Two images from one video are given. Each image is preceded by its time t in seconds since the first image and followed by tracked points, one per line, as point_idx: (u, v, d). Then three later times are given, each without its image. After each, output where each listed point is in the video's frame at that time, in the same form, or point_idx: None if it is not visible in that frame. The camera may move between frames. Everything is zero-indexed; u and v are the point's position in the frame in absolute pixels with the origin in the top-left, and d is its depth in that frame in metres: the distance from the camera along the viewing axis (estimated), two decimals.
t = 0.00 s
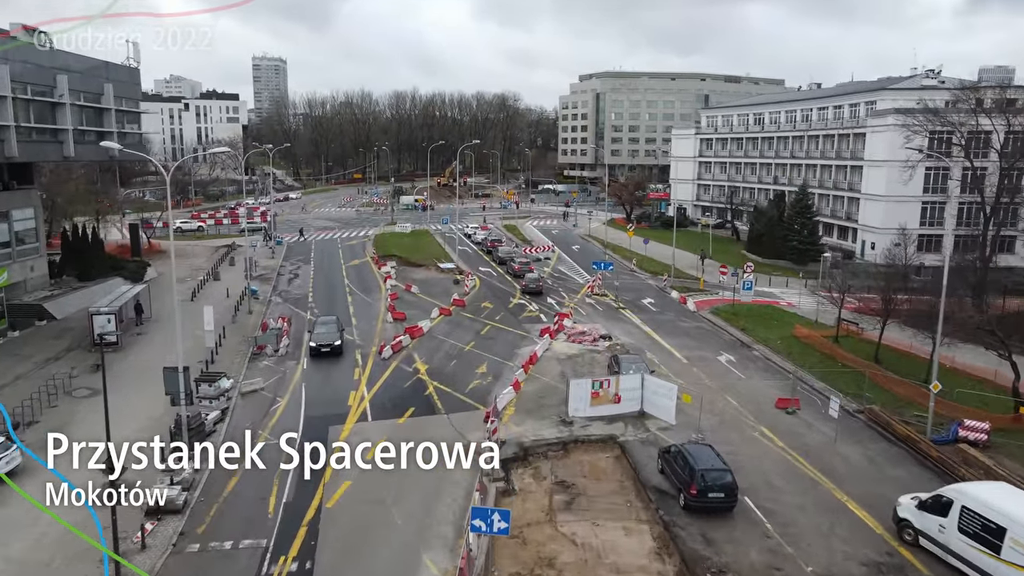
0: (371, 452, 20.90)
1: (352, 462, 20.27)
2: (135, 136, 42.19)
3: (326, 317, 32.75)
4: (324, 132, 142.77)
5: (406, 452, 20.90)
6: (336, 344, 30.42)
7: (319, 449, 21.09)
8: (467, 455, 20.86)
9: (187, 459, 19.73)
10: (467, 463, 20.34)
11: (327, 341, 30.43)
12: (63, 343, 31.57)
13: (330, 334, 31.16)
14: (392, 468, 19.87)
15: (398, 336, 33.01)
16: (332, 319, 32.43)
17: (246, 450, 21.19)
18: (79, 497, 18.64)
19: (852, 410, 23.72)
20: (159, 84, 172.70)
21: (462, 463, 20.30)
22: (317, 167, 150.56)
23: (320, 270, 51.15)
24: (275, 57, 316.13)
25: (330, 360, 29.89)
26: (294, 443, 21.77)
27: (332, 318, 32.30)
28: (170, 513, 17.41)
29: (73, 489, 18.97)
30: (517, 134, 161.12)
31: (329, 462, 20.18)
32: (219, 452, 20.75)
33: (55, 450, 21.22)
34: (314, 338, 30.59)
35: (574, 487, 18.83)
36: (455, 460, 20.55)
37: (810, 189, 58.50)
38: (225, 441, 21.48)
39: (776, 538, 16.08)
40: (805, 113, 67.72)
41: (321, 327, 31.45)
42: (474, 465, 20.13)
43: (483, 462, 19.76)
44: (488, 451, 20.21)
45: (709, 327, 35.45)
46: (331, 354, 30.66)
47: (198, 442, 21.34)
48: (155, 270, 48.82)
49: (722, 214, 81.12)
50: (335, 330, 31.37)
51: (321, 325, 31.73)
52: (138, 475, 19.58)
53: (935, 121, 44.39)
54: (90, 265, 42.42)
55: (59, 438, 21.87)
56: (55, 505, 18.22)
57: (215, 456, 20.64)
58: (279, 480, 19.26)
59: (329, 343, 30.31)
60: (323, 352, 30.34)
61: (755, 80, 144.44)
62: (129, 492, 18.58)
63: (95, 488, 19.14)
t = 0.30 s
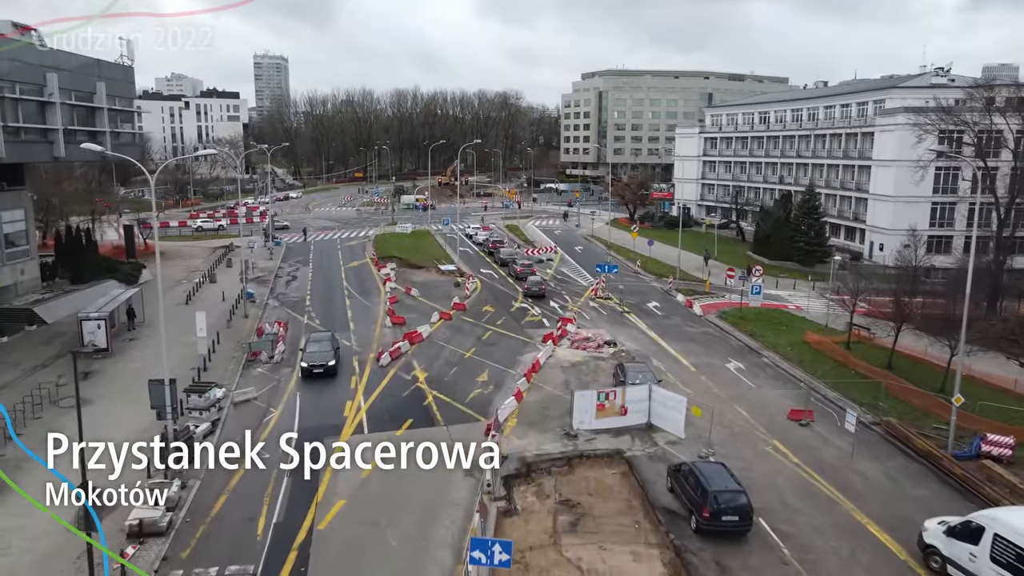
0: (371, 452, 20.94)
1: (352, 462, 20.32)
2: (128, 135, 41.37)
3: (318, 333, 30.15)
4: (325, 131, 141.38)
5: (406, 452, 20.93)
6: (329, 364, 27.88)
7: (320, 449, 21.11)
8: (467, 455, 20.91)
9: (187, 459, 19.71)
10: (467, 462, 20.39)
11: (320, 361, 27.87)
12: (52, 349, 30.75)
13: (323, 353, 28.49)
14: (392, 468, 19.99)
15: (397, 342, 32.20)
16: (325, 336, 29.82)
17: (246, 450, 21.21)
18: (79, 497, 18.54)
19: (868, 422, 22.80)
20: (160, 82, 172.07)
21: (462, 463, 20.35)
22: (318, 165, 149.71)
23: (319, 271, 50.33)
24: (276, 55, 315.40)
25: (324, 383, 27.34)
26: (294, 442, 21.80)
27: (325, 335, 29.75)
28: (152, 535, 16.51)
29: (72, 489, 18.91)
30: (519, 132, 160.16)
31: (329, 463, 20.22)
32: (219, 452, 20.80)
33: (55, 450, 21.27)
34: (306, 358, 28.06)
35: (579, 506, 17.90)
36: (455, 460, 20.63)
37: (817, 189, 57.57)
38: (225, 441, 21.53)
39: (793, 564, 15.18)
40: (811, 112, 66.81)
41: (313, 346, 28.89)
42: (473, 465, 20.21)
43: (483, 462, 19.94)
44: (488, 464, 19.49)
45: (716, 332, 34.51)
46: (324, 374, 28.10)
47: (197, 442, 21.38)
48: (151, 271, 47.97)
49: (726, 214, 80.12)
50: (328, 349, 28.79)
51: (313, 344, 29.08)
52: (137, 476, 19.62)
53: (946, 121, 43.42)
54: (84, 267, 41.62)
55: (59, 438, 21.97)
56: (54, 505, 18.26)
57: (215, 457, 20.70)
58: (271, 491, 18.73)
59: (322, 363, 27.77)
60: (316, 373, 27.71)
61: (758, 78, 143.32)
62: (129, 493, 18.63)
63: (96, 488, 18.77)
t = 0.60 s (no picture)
0: (371, 452, 21.01)
1: (352, 462, 20.39)
2: (122, 135, 40.51)
3: (312, 352, 27.37)
4: (326, 130, 141.00)
5: (406, 452, 20.95)
6: (322, 388, 25.15)
7: (320, 449, 21.16)
8: (467, 455, 20.83)
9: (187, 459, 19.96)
10: (467, 462, 20.34)
11: (311, 384, 25.14)
12: (42, 356, 29.92)
13: (315, 375, 25.75)
14: (391, 468, 20.04)
15: (396, 348, 31.36)
16: (319, 355, 27.07)
17: (246, 450, 21.30)
18: (79, 497, 18.61)
19: (885, 436, 21.86)
20: (161, 80, 171.22)
21: (462, 463, 20.30)
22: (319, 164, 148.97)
23: (318, 273, 49.47)
24: (278, 53, 314.70)
25: (315, 409, 24.66)
26: (294, 442, 21.81)
27: (318, 355, 26.99)
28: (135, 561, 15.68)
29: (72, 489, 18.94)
30: (522, 131, 159.14)
31: (328, 463, 20.26)
32: (218, 452, 20.90)
33: (54, 450, 21.37)
34: (296, 381, 25.33)
35: (585, 528, 16.95)
36: (455, 460, 20.53)
37: (825, 190, 56.61)
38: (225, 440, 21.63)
39: None
40: (818, 111, 65.92)
41: (304, 367, 26.21)
42: (474, 465, 20.23)
43: (483, 462, 20.10)
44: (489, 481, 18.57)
45: (724, 338, 33.59)
46: (316, 400, 25.38)
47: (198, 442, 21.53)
48: (146, 273, 47.13)
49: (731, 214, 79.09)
50: (321, 370, 26.03)
51: (304, 365, 26.32)
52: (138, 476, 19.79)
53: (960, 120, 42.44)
54: (78, 269, 40.83)
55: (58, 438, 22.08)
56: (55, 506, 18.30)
57: (215, 457, 20.78)
58: (262, 510, 17.96)
59: (313, 387, 25.03)
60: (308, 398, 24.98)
61: (763, 76, 142.26)
62: (129, 493, 18.79)
63: (95, 488, 18.99)
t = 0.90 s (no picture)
0: (370, 452, 21.21)
1: (351, 461, 20.55)
2: (116, 135, 39.68)
3: (302, 376, 24.59)
4: (327, 128, 140.23)
5: (406, 452, 21.16)
6: (312, 419, 22.44)
7: (319, 449, 21.30)
8: (467, 455, 20.97)
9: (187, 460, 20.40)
10: (467, 462, 20.48)
11: (301, 414, 22.48)
12: (31, 363, 29.08)
13: (305, 403, 23.03)
14: (392, 468, 20.19)
15: (395, 355, 30.52)
16: (310, 380, 24.33)
17: (246, 450, 21.41)
18: (79, 497, 18.63)
19: (906, 451, 20.95)
20: (162, 79, 170.68)
21: (462, 463, 20.41)
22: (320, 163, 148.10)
23: (317, 276, 48.65)
24: (279, 51, 314.08)
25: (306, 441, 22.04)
26: (295, 442, 21.91)
27: (309, 379, 24.28)
28: None
29: (72, 489, 18.91)
30: (524, 129, 158.22)
31: (328, 463, 20.40)
32: (219, 452, 21.02)
33: (54, 450, 21.45)
34: (285, 410, 22.65)
35: (594, 553, 16.03)
36: (455, 461, 20.65)
37: (832, 190, 55.68)
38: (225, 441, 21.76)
39: None
40: (825, 110, 65.05)
41: (294, 393, 23.53)
42: (474, 465, 20.40)
43: (483, 462, 20.43)
44: (492, 501, 17.70)
45: (733, 344, 32.65)
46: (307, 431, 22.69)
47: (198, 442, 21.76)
48: (142, 276, 46.29)
49: (737, 214, 78.07)
50: (312, 398, 23.29)
51: (293, 392, 23.59)
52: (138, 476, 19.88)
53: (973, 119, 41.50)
54: (72, 272, 40.03)
55: (58, 438, 22.14)
56: (54, 505, 18.20)
57: (215, 457, 20.88)
58: (252, 533, 17.05)
59: (303, 418, 22.36)
60: (297, 430, 22.29)
61: (767, 74, 141.14)
62: (128, 492, 18.72)
63: (95, 488, 19.05)
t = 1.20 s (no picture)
0: (371, 452, 21.40)
1: (351, 462, 20.76)
2: (110, 136, 38.88)
3: (291, 405, 22.22)
4: (328, 127, 139.38)
5: (406, 453, 21.35)
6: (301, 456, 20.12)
7: (320, 450, 21.49)
8: (467, 455, 21.17)
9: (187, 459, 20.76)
10: (467, 462, 20.70)
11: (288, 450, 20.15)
12: (20, 371, 28.30)
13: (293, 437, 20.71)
14: (392, 468, 20.41)
15: (395, 363, 29.64)
16: (299, 410, 21.87)
17: (246, 450, 21.69)
18: (79, 497, 18.96)
19: (928, 468, 20.03)
20: (163, 77, 169.86)
21: (462, 463, 20.60)
22: (321, 162, 147.22)
23: (316, 278, 47.81)
24: (281, 51, 313.23)
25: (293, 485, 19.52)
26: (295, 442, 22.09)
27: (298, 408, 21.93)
28: None
29: (73, 488, 19.26)
30: (527, 128, 157.18)
31: (329, 463, 20.59)
32: (219, 452, 21.35)
33: (55, 450, 21.74)
34: (270, 445, 20.35)
35: None
36: (455, 460, 20.85)
37: (841, 191, 54.75)
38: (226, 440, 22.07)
39: None
40: (833, 109, 64.14)
41: (281, 425, 21.19)
42: (474, 465, 20.61)
43: (483, 461, 20.67)
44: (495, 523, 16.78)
45: (742, 351, 31.73)
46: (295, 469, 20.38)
47: (198, 442, 22.07)
48: (138, 279, 45.48)
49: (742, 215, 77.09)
50: (301, 430, 20.97)
51: (280, 424, 21.22)
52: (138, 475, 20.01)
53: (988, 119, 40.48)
54: (66, 275, 39.26)
55: (59, 438, 22.43)
56: (54, 505, 18.51)
57: (216, 458, 21.19)
58: (242, 558, 16.12)
59: (290, 455, 20.04)
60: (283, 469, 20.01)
61: (771, 73, 139.96)
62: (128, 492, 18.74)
63: (95, 488, 19.36)
